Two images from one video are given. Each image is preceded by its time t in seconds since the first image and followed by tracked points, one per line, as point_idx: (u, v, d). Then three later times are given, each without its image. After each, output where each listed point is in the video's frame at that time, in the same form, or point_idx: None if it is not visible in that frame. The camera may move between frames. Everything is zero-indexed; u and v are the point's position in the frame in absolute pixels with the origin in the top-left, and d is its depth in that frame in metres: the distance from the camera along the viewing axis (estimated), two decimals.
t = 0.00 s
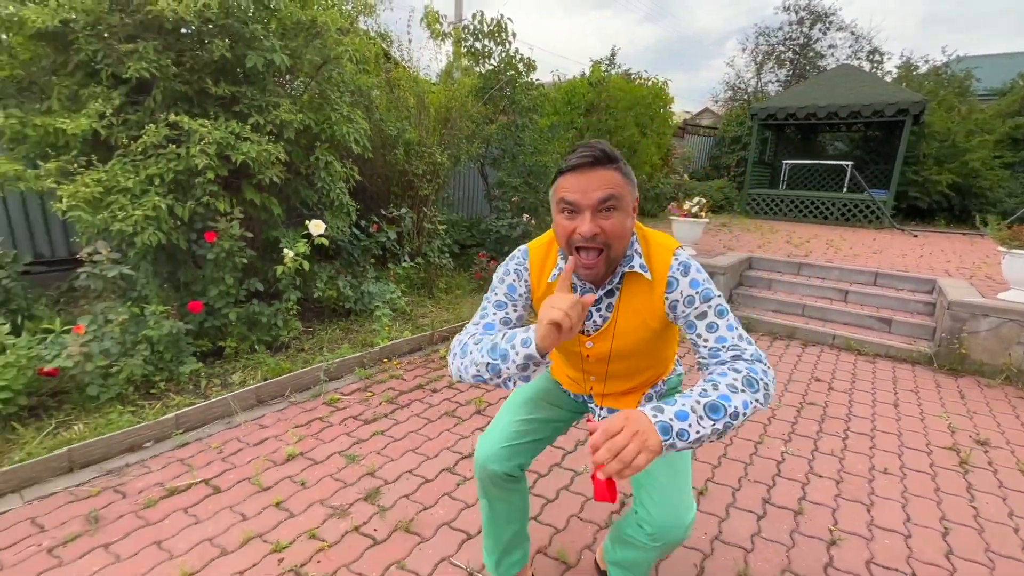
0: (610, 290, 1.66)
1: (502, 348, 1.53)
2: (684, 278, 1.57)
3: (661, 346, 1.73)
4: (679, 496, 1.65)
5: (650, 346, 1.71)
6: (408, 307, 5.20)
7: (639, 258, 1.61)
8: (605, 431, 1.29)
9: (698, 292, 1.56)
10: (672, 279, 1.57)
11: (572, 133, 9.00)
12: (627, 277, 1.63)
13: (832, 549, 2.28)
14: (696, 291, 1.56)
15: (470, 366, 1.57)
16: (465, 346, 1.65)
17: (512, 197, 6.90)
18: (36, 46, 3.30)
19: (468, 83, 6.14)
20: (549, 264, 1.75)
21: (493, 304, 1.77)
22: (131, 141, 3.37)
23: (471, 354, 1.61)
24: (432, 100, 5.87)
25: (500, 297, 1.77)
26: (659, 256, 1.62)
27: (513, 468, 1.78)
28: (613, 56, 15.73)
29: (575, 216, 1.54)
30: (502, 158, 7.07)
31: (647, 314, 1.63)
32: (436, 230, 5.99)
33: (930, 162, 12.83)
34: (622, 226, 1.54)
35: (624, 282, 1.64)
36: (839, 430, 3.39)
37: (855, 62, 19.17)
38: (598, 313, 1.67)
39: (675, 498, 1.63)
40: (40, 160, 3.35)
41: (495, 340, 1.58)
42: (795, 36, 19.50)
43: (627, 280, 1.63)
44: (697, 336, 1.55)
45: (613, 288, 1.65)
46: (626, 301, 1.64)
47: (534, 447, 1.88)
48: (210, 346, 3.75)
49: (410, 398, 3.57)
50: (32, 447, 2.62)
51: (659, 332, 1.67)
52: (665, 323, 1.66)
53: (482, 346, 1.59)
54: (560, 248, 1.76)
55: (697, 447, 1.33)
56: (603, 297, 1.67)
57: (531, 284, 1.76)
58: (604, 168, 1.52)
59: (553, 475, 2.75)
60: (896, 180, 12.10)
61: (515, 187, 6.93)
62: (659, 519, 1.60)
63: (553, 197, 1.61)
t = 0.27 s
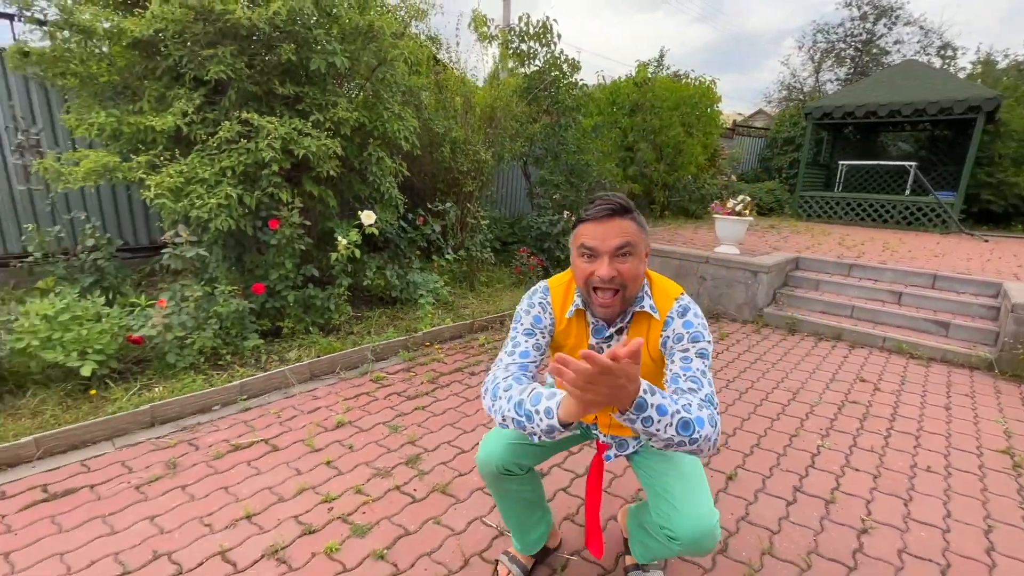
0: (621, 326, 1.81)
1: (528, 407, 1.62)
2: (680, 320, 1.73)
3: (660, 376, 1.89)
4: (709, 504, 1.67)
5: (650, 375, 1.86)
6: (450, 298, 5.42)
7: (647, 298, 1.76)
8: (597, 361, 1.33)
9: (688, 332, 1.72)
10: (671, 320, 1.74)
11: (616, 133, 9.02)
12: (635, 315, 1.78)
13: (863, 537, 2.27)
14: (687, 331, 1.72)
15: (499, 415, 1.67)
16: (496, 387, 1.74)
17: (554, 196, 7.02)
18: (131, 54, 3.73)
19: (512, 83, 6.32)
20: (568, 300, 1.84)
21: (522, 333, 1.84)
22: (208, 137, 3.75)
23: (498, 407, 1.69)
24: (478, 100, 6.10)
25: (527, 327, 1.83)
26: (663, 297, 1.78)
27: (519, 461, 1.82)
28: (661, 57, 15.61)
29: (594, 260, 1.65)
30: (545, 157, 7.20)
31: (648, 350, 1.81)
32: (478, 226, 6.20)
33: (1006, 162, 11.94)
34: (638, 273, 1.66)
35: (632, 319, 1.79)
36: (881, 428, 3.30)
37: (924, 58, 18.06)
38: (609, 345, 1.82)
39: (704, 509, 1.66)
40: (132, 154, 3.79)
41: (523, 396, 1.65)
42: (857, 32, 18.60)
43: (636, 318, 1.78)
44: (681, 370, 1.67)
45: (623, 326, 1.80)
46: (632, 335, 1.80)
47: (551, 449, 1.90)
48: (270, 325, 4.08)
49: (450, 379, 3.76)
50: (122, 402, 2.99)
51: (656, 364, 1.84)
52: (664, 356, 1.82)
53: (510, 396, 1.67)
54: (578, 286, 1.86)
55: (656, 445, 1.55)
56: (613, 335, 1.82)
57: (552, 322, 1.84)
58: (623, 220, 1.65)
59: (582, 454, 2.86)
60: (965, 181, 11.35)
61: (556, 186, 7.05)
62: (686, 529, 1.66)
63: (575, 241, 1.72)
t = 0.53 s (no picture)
0: (638, 336, 1.90)
1: (564, 399, 1.73)
2: (694, 333, 1.83)
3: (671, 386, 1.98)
4: (714, 494, 1.74)
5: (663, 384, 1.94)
6: (489, 291, 5.61)
7: (664, 310, 1.86)
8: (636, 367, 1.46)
9: (700, 344, 1.82)
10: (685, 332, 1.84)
11: (659, 133, 8.98)
12: (652, 325, 1.88)
13: (891, 525, 2.25)
14: (700, 344, 1.82)
15: (533, 408, 1.78)
16: (525, 384, 1.85)
17: (594, 194, 7.10)
18: (206, 61, 4.12)
19: (554, 84, 6.46)
20: (590, 308, 1.97)
21: (547, 335, 1.95)
22: (272, 134, 4.11)
23: (530, 401, 1.80)
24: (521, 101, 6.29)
25: (552, 329, 1.94)
26: (679, 310, 1.89)
27: (535, 434, 1.95)
28: (709, 57, 15.33)
29: (618, 272, 1.77)
30: (586, 156, 7.30)
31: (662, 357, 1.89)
32: (518, 222, 6.37)
33: None
34: (659, 285, 1.78)
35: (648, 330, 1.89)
36: (924, 427, 3.20)
37: (1001, 51, 16.81)
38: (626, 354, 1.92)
39: (710, 497, 1.73)
40: (207, 150, 4.20)
41: (556, 388, 1.76)
42: (925, 26, 17.55)
43: (653, 328, 1.89)
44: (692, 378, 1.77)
45: (640, 335, 1.90)
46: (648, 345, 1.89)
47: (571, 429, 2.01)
48: (322, 310, 4.39)
49: (486, 364, 3.94)
50: (194, 370, 3.34)
51: (669, 373, 1.92)
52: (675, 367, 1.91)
53: (543, 392, 1.78)
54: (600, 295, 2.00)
55: (667, 442, 1.65)
56: (630, 341, 1.90)
57: (574, 326, 1.96)
58: (647, 236, 1.77)
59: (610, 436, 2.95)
60: None
61: (597, 184, 7.12)
62: (689, 516, 1.76)
63: (601, 255, 1.83)
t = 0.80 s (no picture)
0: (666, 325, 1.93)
1: (604, 349, 1.75)
2: (724, 329, 1.85)
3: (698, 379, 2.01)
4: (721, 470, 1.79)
5: (689, 376, 1.97)
6: (525, 287, 5.74)
7: (693, 303, 1.89)
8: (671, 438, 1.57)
9: (732, 341, 1.83)
10: (714, 328, 1.86)
11: (702, 133, 8.86)
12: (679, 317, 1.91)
13: (925, 521, 2.22)
14: (731, 340, 1.84)
15: (574, 368, 1.78)
16: (563, 353, 1.86)
17: (633, 194, 7.11)
18: (269, 69, 4.46)
19: (595, 84, 6.54)
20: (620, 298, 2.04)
21: (578, 320, 2.01)
22: (326, 135, 4.41)
23: (569, 365, 1.80)
24: (561, 102, 6.41)
25: (583, 315, 2.01)
26: (706, 302, 1.91)
27: (562, 408, 2.07)
28: (759, 57, 14.92)
29: (651, 262, 1.82)
30: (625, 157, 7.32)
31: (693, 349, 1.91)
32: (556, 221, 6.48)
33: None
34: (690, 274, 1.84)
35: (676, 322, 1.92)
36: (972, 432, 3.08)
37: None
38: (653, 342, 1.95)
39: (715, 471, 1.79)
40: (268, 150, 4.55)
41: (595, 345, 1.79)
42: (999, 18, 16.41)
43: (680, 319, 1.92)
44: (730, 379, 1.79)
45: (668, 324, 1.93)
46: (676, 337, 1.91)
47: (597, 407, 2.12)
48: (368, 299, 4.66)
49: (520, 354, 4.07)
50: (253, 350, 3.65)
51: (695, 365, 1.95)
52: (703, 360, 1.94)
53: (583, 351, 1.80)
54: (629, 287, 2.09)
55: (718, 463, 1.65)
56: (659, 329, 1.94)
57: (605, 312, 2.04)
58: (680, 227, 1.84)
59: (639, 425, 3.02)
60: None
61: (636, 184, 7.13)
62: (699, 492, 1.82)
63: (634, 245, 1.89)
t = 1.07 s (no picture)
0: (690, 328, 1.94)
1: (633, 356, 1.80)
2: (747, 333, 1.86)
3: (723, 375, 2.03)
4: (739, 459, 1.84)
5: (713, 375, 1.99)
6: (558, 286, 5.81)
7: (717, 307, 1.88)
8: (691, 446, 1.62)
9: (756, 345, 1.86)
10: (738, 331, 1.87)
11: (742, 135, 8.69)
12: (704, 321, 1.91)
13: (960, 526, 2.17)
14: (755, 343, 1.86)
15: (604, 373, 1.84)
16: (592, 358, 1.92)
17: (669, 196, 7.06)
18: (318, 76, 4.74)
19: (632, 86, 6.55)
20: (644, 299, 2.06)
21: (603, 323, 2.04)
22: (369, 137, 4.64)
23: (599, 369, 1.86)
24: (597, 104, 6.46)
25: (608, 318, 2.04)
26: (730, 305, 1.89)
27: (592, 399, 2.12)
28: (807, 56, 14.45)
29: (675, 274, 1.81)
30: (662, 159, 7.27)
31: (716, 352, 1.92)
32: (590, 222, 6.52)
33: None
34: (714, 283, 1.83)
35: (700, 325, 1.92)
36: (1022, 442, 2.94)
37: None
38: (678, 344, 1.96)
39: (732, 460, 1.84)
40: (316, 151, 4.82)
41: (624, 350, 1.84)
42: None
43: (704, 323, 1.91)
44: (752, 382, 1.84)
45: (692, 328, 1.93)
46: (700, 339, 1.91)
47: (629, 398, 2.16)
48: (405, 295, 4.85)
49: (551, 350, 4.15)
50: (298, 338, 3.89)
51: (719, 365, 1.96)
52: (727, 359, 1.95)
53: (613, 357, 1.86)
54: (653, 287, 2.10)
55: (736, 466, 1.71)
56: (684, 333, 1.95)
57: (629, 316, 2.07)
58: (704, 238, 1.80)
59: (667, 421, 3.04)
60: None
61: (672, 186, 7.07)
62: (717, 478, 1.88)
63: (657, 255, 1.87)
